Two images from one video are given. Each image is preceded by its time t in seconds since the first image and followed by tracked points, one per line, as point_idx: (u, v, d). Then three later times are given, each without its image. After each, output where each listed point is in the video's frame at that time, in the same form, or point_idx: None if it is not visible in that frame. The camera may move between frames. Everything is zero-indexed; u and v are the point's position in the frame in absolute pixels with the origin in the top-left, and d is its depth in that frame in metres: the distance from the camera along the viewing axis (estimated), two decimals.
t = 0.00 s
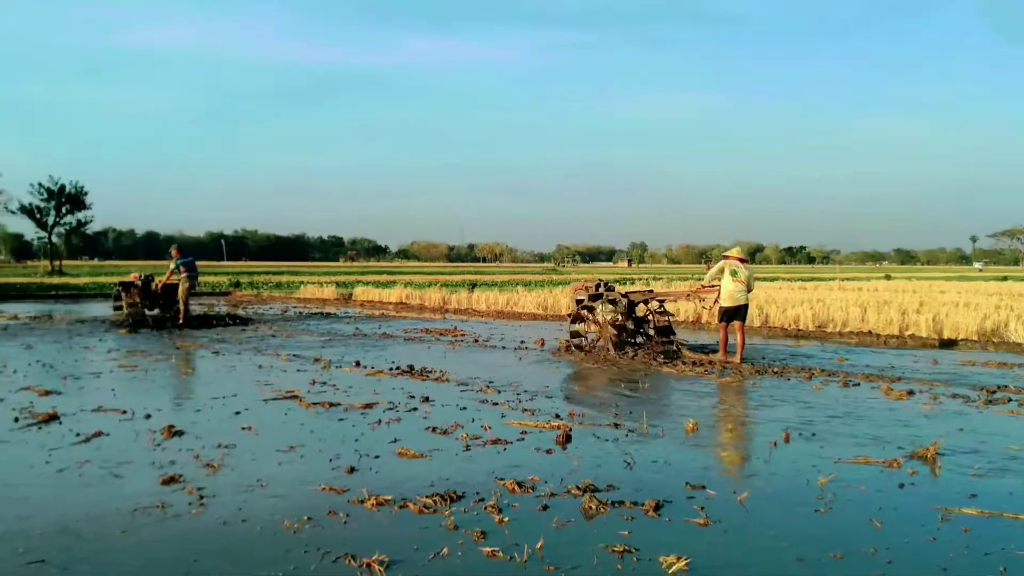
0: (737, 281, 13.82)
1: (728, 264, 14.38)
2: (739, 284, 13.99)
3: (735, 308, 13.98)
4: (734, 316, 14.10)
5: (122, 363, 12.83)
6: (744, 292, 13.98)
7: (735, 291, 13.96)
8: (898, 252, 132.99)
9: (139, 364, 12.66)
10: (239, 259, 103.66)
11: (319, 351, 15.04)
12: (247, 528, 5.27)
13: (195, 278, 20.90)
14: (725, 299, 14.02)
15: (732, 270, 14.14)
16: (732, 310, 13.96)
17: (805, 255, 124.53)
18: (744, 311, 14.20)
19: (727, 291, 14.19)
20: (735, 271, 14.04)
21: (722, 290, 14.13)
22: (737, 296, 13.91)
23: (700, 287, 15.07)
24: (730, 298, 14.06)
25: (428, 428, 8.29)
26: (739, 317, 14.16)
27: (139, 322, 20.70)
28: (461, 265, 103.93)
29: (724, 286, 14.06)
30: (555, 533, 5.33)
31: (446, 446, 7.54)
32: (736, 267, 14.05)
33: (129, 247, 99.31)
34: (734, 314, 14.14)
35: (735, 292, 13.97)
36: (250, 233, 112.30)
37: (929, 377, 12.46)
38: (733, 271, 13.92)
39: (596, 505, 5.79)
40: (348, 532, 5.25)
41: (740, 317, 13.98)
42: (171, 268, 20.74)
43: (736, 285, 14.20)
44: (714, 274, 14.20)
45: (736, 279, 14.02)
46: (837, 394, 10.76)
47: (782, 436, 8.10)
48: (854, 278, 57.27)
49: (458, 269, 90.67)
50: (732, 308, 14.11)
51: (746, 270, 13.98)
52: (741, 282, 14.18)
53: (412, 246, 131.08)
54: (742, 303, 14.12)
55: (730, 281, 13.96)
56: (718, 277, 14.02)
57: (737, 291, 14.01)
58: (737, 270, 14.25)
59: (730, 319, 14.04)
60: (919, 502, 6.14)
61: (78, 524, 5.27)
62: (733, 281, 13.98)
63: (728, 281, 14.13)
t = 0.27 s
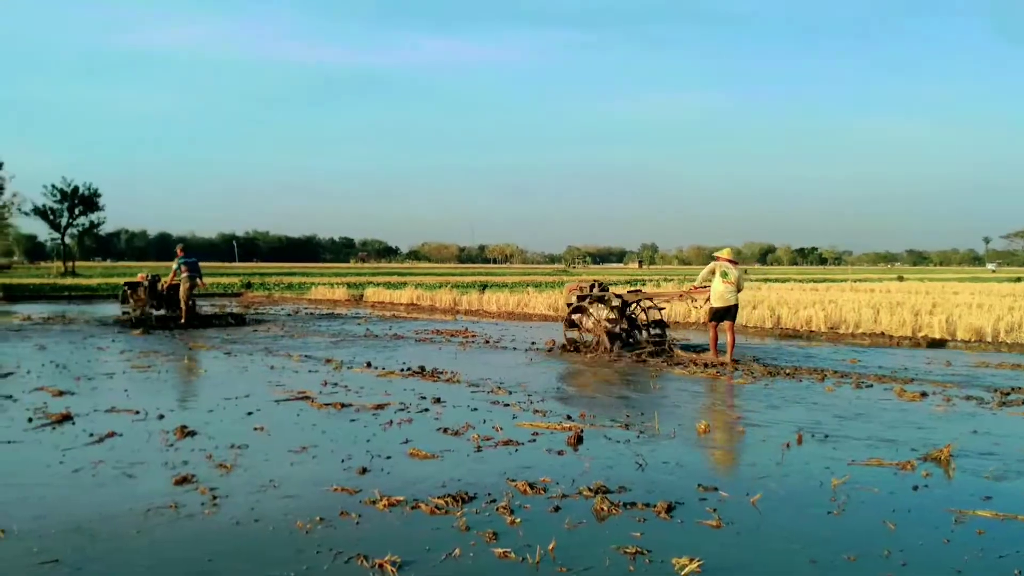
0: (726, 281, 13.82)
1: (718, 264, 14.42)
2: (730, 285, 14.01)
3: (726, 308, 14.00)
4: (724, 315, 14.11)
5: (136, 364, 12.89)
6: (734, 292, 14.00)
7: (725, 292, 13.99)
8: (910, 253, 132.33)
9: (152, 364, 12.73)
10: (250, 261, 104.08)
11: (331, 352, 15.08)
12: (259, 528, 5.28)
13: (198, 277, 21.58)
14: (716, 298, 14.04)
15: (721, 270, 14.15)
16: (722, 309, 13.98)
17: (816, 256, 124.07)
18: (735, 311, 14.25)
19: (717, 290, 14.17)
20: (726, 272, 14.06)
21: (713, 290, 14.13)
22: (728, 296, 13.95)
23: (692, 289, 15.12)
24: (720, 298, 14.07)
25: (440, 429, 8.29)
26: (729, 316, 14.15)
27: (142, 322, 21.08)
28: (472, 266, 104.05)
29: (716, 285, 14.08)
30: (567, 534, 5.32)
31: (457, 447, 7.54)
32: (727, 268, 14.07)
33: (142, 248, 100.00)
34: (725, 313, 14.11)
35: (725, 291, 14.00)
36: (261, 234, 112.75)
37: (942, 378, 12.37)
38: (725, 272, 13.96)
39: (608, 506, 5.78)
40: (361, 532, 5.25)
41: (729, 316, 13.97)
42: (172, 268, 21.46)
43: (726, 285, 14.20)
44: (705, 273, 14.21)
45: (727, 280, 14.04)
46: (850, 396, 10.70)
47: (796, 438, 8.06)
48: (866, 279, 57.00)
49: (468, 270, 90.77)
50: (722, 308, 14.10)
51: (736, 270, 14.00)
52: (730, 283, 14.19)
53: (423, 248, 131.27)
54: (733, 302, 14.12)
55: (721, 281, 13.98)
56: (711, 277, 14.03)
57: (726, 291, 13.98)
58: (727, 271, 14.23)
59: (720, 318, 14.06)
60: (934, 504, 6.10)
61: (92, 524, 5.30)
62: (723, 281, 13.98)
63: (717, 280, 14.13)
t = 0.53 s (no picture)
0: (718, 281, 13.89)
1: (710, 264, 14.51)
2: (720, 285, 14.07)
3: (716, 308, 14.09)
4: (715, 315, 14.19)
5: (149, 364, 12.96)
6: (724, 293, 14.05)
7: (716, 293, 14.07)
8: (923, 254, 131.67)
9: (166, 365, 12.79)
10: (262, 262, 104.51)
11: (342, 353, 15.14)
12: (273, 528, 5.31)
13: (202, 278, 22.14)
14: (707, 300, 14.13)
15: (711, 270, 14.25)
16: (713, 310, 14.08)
17: (828, 257, 123.57)
18: (726, 311, 14.39)
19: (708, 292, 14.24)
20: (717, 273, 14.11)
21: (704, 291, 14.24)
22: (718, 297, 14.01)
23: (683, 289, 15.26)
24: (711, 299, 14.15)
25: (451, 430, 8.31)
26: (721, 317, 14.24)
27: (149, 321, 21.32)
28: (483, 267, 104.18)
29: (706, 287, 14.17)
30: (579, 536, 5.33)
31: (469, 448, 7.55)
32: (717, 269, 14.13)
33: (154, 249, 100.59)
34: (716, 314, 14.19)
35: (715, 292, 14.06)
36: (273, 235, 113.21)
37: (956, 380, 12.30)
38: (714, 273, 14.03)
39: (620, 507, 5.78)
40: (373, 532, 5.27)
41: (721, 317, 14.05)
42: (176, 268, 22.09)
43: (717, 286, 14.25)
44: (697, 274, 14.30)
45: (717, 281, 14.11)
46: (862, 398, 10.66)
47: (808, 440, 8.04)
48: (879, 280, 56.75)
49: (479, 271, 90.88)
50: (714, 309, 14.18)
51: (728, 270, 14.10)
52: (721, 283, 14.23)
53: (434, 249, 131.47)
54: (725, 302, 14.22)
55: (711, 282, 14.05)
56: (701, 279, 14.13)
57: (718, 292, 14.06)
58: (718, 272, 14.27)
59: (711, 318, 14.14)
60: (947, 507, 6.08)
61: (106, 524, 5.33)
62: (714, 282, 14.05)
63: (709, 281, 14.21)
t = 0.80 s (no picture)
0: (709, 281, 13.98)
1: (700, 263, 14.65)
2: (710, 284, 14.21)
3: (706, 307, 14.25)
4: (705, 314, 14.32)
5: (161, 364, 13.02)
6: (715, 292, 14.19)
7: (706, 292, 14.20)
8: (935, 255, 130.95)
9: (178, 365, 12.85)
10: (274, 262, 104.88)
11: (353, 353, 15.17)
12: (285, 528, 5.32)
13: (208, 278, 22.65)
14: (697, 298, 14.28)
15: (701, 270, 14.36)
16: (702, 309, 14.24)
17: (840, 258, 123.12)
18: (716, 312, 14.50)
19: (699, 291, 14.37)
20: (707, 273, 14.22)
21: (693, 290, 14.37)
22: (709, 297, 14.15)
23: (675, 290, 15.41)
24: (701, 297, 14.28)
25: (462, 430, 8.32)
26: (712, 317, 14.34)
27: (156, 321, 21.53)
28: (494, 267, 104.27)
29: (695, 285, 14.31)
30: (590, 537, 5.32)
31: (480, 449, 7.55)
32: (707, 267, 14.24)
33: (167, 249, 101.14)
34: (706, 313, 14.29)
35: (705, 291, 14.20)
36: (284, 236, 113.58)
37: (969, 382, 12.22)
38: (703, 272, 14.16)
39: (631, 509, 5.77)
40: (384, 533, 5.28)
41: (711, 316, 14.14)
42: (182, 268, 22.44)
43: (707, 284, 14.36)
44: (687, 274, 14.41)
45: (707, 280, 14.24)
46: (874, 399, 10.62)
47: (820, 441, 8.01)
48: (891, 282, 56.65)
49: (490, 271, 90.94)
50: (704, 308, 14.28)
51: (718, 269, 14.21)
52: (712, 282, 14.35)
53: (445, 249, 131.65)
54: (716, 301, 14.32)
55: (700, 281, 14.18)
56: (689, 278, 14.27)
57: (708, 291, 14.16)
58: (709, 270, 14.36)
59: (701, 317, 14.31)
60: (960, 509, 6.04)
61: (119, 523, 5.36)
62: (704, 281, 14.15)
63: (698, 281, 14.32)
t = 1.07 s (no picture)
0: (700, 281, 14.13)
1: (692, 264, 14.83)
2: (701, 285, 14.36)
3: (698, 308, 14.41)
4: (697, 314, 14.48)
5: (174, 364, 13.07)
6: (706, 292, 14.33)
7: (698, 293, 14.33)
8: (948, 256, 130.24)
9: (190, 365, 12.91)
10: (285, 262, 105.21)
11: (365, 353, 15.21)
12: (297, 528, 5.34)
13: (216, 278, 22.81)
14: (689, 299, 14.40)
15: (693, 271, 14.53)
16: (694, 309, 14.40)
17: (852, 258, 122.60)
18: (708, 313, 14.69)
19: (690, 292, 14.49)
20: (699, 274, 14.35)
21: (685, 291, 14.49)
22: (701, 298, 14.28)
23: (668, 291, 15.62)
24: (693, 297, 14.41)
25: (473, 431, 8.33)
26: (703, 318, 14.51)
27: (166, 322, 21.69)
28: (504, 268, 104.28)
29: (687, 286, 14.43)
30: (602, 537, 5.31)
31: (491, 449, 7.56)
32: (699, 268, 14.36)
33: (179, 250, 101.72)
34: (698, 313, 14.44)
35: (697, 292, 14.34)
36: (296, 236, 113.91)
37: (983, 383, 12.15)
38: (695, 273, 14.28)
39: (642, 509, 5.76)
40: (395, 533, 5.29)
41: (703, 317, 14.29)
42: (192, 268, 22.60)
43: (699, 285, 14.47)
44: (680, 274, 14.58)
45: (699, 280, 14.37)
46: (886, 400, 10.57)
47: (832, 442, 7.98)
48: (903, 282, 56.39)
49: (500, 272, 90.98)
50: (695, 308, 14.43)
51: (709, 270, 14.39)
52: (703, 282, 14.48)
53: (456, 250, 131.76)
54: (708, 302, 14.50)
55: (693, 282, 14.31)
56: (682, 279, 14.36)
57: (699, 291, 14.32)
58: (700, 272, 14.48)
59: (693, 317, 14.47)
60: (974, 511, 6.00)
61: (133, 522, 5.39)
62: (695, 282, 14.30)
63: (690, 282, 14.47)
